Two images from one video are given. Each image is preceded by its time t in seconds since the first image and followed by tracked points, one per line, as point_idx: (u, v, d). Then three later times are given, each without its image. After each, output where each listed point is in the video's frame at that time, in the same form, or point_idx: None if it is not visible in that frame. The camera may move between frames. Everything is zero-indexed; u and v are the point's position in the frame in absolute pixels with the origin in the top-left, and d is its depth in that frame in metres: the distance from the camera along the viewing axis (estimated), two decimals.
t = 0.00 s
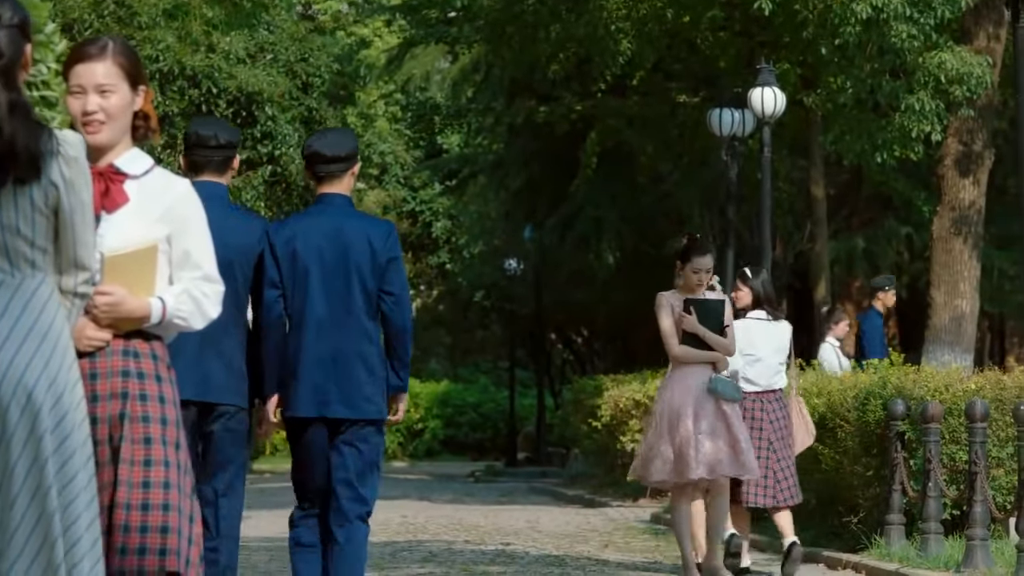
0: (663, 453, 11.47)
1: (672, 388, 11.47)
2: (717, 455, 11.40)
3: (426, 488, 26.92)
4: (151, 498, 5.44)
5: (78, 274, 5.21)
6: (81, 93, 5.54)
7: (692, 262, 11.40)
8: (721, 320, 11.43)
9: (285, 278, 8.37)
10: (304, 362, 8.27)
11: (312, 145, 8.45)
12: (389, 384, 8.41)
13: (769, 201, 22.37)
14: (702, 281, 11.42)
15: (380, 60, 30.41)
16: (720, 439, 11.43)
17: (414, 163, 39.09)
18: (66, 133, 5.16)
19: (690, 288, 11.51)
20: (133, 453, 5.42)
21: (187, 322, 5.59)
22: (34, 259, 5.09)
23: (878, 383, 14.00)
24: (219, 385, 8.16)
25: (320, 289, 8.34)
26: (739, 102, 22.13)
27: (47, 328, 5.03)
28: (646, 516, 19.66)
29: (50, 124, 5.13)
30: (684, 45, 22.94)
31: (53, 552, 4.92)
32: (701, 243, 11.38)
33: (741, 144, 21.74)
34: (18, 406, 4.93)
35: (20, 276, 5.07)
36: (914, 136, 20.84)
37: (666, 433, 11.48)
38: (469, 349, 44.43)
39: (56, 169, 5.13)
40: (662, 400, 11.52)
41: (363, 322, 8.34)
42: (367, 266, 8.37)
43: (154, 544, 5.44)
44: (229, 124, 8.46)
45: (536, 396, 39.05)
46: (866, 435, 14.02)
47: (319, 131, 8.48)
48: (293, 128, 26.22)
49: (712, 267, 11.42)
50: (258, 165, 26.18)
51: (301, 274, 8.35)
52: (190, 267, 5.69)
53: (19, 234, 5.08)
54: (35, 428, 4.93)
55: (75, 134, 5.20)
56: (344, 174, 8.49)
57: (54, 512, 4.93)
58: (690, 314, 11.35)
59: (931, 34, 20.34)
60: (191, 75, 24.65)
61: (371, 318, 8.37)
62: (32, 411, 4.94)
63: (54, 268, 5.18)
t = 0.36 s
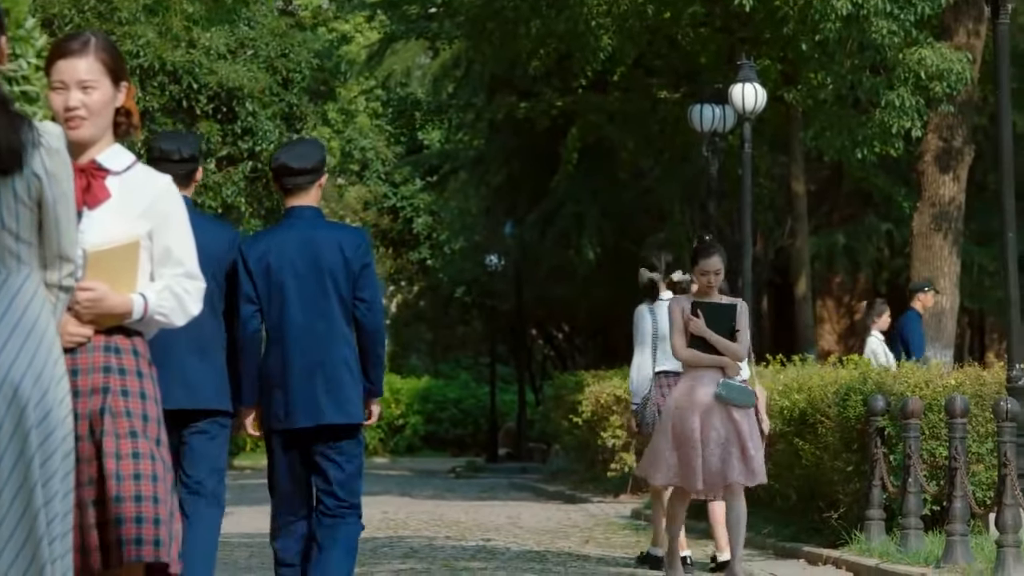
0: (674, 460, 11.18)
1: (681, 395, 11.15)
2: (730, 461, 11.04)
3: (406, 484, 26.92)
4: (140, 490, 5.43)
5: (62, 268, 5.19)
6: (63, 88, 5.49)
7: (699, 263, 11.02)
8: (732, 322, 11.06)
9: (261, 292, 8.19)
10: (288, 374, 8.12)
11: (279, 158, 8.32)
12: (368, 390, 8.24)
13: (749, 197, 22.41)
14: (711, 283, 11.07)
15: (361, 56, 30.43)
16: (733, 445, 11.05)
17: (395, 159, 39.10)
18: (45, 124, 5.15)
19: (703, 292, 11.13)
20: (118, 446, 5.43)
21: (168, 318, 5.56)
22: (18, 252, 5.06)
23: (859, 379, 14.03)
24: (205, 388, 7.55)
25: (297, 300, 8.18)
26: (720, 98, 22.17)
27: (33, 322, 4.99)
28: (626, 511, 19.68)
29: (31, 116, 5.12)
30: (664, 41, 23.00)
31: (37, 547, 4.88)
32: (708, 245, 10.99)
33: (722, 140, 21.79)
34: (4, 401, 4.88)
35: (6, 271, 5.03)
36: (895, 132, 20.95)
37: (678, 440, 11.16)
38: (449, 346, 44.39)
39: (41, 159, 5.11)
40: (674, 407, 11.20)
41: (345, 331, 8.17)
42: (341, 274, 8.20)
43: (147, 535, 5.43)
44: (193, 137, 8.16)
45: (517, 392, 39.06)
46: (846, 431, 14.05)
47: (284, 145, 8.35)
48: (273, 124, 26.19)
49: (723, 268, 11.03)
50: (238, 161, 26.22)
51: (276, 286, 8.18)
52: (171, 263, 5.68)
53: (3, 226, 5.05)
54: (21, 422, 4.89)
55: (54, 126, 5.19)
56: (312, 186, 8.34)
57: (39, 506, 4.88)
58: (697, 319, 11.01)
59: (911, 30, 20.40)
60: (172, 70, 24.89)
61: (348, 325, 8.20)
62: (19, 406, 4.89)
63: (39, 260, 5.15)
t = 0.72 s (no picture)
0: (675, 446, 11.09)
1: (686, 382, 11.04)
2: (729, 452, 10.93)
3: (387, 481, 26.90)
4: (115, 492, 5.42)
5: (50, 272, 5.16)
6: (48, 87, 5.49)
7: (707, 252, 11.03)
8: (740, 314, 10.98)
9: (241, 287, 8.42)
10: (262, 366, 8.31)
11: (266, 158, 8.55)
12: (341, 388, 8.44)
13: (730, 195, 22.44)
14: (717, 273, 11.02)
15: (342, 53, 30.41)
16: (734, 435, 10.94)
17: (376, 156, 39.12)
18: (39, 126, 5.16)
19: (712, 282, 11.08)
20: (97, 446, 5.42)
21: (151, 317, 5.56)
22: (6, 252, 5.05)
23: (839, 375, 14.05)
24: (173, 380, 8.01)
25: (276, 295, 8.38)
26: (701, 95, 22.22)
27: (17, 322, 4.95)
28: (607, 508, 19.70)
29: (23, 116, 5.14)
30: (644, 38, 23.05)
31: (21, 548, 4.84)
32: (716, 234, 11.00)
33: (702, 137, 21.80)
34: None
35: None
36: (876, 129, 20.95)
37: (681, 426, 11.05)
38: (430, 343, 44.40)
39: (29, 159, 5.12)
40: (680, 392, 11.09)
41: (320, 328, 8.39)
42: (320, 273, 8.44)
43: (119, 537, 5.42)
44: (161, 128, 8.44)
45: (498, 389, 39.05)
46: (827, 428, 14.08)
47: (271, 145, 8.58)
48: (254, 120, 26.11)
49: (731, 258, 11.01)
50: (218, 158, 26.16)
51: (257, 281, 8.41)
52: (153, 261, 5.65)
53: None
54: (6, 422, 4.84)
55: (51, 129, 5.21)
56: (296, 187, 8.59)
57: (23, 506, 4.85)
58: (703, 308, 10.92)
59: (892, 28, 20.44)
60: (152, 67, 24.91)
61: (325, 323, 8.42)
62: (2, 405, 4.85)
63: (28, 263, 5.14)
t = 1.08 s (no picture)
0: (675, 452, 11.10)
1: (688, 386, 11.03)
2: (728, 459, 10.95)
3: (369, 479, 26.88)
4: (101, 491, 5.66)
5: (40, 270, 5.28)
6: (32, 88, 5.55)
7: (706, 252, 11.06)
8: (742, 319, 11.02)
9: (232, 277, 8.62)
10: (249, 355, 8.51)
11: (257, 152, 8.79)
12: (325, 382, 8.65)
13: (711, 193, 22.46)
14: (715, 273, 11.07)
15: (324, 51, 30.39)
16: (733, 443, 10.95)
17: (357, 152, 39.13)
18: (41, 130, 5.29)
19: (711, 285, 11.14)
20: (84, 446, 5.62)
21: (128, 316, 5.73)
22: None
23: (820, 373, 14.08)
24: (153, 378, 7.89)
25: (266, 287, 8.60)
26: (683, 92, 22.25)
27: None
28: (588, 506, 19.70)
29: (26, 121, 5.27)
30: (626, 36, 23.08)
31: None
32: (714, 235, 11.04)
33: (684, 135, 21.80)
34: None
35: None
36: (857, 127, 20.97)
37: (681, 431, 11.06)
38: (412, 340, 44.38)
39: (27, 153, 5.22)
40: (681, 396, 11.09)
41: (307, 321, 8.62)
42: (310, 268, 8.67)
43: (109, 537, 5.69)
44: (159, 135, 8.51)
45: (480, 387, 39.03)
46: (808, 425, 14.10)
47: (260, 141, 8.81)
48: (235, 117, 26.09)
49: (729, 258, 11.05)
50: (201, 154, 26.17)
51: (247, 273, 8.62)
52: (128, 260, 5.83)
53: None
54: None
55: (50, 132, 5.34)
56: (286, 182, 8.82)
57: None
58: (706, 314, 10.97)
59: (873, 26, 20.46)
60: (133, 64, 24.88)
61: (311, 318, 8.66)
62: None
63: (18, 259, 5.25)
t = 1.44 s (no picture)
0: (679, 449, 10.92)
1: (691, 380, 10.83)
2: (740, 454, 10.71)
3: (356, 476, 26.85)
4: (98, 492, 5.68)
5: (23, 270, 5.28)
6: (49, 104, 5.56)
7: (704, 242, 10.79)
8: (743, 310, 10.79)
9: (212, 293, 8.49)
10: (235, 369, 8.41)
11: (226, 168, 8.63)
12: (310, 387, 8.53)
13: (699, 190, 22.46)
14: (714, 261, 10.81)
15: (310, 48, 30.37)
16: (743, 435, 10.73)
17: (344, 150, 39.11)
18: (21, 128, 5.27)
19: (713, 275, 10.88)
20: (77, 446, 5.64)
21: (117, 322, 5.79)
22: None
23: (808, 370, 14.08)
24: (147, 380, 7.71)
25: (246, 300, 8.47)
26: (670, 90, 22.25)
27: None
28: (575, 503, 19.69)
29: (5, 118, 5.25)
30: (613, 33, 23.09)
31: None
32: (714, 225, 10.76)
33: (671, 132, 21.80)
34: None
35: None
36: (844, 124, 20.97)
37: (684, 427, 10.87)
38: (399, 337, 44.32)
39: (9, 153, 5.23)
40: (684, 393, 10.88)
41: (289, 330, 8.48)
42: (288, 277, 8.49)
43: (102, 539, 5.73)
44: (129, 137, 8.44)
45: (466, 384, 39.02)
46: (796, 422, 14.12)
47: (232, 155, 8.66)
48: (222, 115, 26.06)
49: (729, 247, 10.80)
50: (186, 151, 26.10)
51: (227, 286, 8.49)
52: (119, 263, 5.84)
53: None
54: None
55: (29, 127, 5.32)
56: (256, 194, 8.62)
57: None
58: (706, 306, 10.76)
59: (860, 23, 20.47)
60: (120, 61, 24.87)
61: (293, 325, 8.50)
62: None
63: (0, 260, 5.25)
